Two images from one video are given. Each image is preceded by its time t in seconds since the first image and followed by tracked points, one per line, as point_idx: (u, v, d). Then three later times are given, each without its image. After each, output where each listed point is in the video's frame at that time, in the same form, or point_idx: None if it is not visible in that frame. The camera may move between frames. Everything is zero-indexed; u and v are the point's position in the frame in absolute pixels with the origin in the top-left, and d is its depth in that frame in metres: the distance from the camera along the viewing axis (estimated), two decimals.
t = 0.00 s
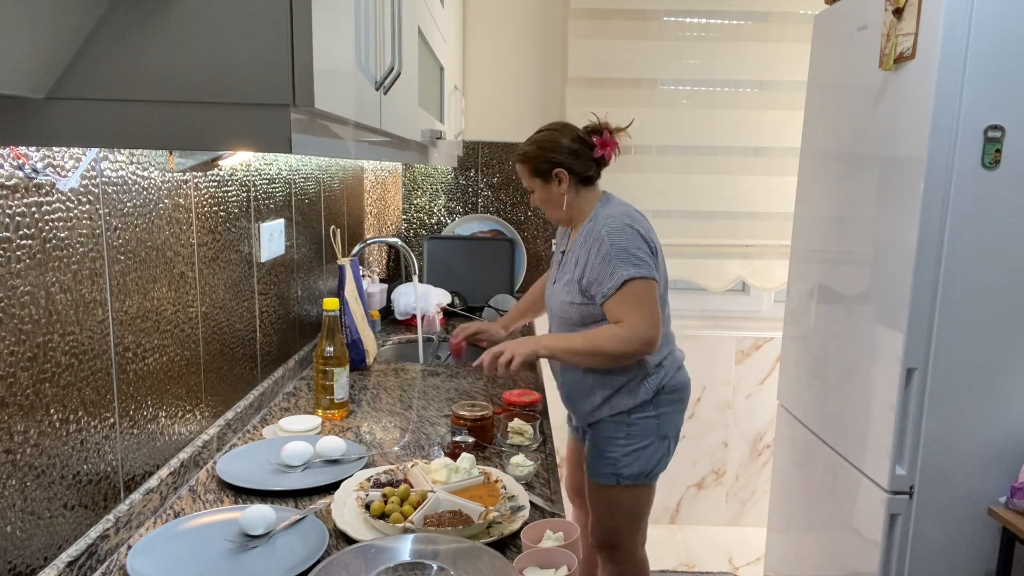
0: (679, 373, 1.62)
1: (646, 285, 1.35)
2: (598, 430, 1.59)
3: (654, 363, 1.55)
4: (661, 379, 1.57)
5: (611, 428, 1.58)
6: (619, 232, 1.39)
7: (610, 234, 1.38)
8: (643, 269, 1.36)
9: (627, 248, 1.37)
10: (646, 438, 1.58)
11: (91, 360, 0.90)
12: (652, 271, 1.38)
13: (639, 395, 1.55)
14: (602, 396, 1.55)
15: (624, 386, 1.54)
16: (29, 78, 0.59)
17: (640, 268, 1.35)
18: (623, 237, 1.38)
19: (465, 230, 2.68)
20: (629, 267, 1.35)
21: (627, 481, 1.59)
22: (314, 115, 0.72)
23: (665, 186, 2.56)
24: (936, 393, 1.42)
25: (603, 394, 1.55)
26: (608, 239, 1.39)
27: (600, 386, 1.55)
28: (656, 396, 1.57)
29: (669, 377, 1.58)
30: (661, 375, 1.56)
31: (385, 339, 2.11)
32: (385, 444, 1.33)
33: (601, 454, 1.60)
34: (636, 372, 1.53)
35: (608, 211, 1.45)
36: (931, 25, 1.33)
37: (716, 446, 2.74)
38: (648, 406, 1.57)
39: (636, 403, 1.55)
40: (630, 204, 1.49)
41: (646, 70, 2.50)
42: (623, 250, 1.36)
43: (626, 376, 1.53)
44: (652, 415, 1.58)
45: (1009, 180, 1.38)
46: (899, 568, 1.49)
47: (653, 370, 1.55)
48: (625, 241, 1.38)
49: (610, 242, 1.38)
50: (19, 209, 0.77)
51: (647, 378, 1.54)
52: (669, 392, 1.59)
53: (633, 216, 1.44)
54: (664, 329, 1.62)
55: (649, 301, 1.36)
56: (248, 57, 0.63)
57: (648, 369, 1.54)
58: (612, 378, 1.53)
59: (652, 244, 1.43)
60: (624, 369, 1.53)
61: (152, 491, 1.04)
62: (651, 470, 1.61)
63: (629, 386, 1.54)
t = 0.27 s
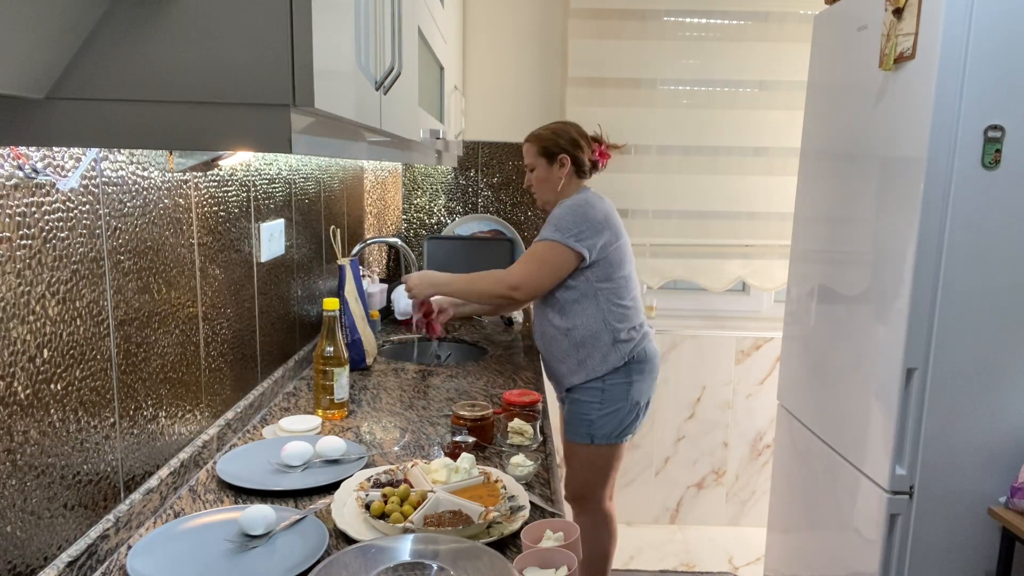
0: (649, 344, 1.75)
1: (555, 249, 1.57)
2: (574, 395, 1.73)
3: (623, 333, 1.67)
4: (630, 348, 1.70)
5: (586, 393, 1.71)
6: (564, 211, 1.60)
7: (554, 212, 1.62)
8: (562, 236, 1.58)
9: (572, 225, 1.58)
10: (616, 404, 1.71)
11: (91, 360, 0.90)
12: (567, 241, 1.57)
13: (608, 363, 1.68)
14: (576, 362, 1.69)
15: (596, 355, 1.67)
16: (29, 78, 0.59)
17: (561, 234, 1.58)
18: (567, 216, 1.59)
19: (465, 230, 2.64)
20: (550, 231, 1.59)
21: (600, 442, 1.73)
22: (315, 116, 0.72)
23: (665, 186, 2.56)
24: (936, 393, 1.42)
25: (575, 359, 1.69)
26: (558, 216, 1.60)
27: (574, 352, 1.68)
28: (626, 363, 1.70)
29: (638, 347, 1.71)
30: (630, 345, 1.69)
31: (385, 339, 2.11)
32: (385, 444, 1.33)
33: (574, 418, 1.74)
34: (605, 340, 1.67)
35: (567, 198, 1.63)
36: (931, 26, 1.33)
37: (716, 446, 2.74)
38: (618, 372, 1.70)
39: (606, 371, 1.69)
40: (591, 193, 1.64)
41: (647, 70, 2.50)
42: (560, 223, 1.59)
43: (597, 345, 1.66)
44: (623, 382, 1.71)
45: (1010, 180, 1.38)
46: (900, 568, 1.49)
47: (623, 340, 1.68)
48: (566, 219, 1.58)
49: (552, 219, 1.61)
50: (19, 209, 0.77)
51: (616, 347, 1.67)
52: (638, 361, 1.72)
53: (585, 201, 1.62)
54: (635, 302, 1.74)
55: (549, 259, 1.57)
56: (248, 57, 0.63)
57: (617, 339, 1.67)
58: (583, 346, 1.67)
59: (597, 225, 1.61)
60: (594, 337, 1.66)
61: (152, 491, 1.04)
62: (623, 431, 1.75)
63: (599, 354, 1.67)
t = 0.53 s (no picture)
0: (654, 351, 1.75)
1: (564, 255, 1.55)
2: (578, 401, 1.73)
3: (629, 341, 1.68)
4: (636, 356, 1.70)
5: (590, 400, 1.72)
6: (575, 217, 1.57)
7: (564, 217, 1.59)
8: (572, 241, 1.55)
9: (582, 232, 1.56)
10: (620, 410, 1.72)
11: (91, 361, 0.90)
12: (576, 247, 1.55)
13: (614, 371, 1.68)
14: (581, 369, 1.69)
15: (602, 363, 1.67)
16: (29, 78, 0.59)
17: (570, 239, 1.55)
18: (576, 222, 1.57)
19: (465, 230, 2.65)
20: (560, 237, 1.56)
21: (604, 447, 1.74)
22: (315, 116, 0.72)
23: (665, 186, 2.56)
24: (936, 393, 1.42)
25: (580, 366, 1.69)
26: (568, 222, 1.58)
27: (580, 359, 1.68)
28: (630, 370, 1.71)
29: (643, 354, 1.72)
30: (635, 353, 1.69)
31: (385, 339, 2.11)
32: (385, 444, 1.33)
33: (578, 424, 1.74)
34: (611, 348, 1.67)
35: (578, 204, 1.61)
36: (931, 26, 1.33)
37: (716, 446, 2.74)
38: (623, 379, 1.71)
39: (611, 378, 1.69)
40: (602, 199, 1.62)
41: (647, 70, 2.50)
42: (571, 229, 1.56)
43: (602, 353, 1.67)
44: (628, 389, 1.72)
45: (1009, 180, 1.38)
46: (899, 568, 1.49)
47: (628, 348, 1.68)
48: (578, 225, 1.56)
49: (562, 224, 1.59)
50: (19, 209, 0.77)
51: (622, 354, 1.68)
52: (642, 368, 1.72)
53: (596, 206, 1.59)
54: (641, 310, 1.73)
55: (557, 269, 1.55)
56: (248, 57, 0.63)
57: (623, 346, 1.67)
58: (589, 353, 1.67)
59: (607, 231, 1.59)
60: (600, 345, 1.66)
61: (152, 491, 1.04)
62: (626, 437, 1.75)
63: (605, 362, 1.67)
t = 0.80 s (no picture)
0: (652, 351, 1.74)
1: (570, 257, 1.56)
2: (576, 400, 1.74)
3: (625, 339, 1.67)
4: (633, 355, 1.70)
5: (587, 399, 1.72)
6: (572, 217, 1.58)
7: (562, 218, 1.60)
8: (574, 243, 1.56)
9: (583, 234, 1.56)
10: (617, 408, 1.72)
11: (91, 360, 0.90)
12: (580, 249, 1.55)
13: (610, 369, 1.68)
14: (578, 368, 1.70)
15: (598, 362, 1.68)
16: (29, 78, 0.59)
17: (572, 241, 1.56)
18: (574, 222, 1.57)
19: (464, 230, 2.65)
20: (561, 241, 1.56)
21: (601, 446, 1.74)
22: (314, 116, 0.72)
23: (665, 185, 2.57)
24: (936, 393, 1.42)
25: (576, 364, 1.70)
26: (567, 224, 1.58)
27: (576, 357, 1.70)
28: (627, 369, 1.70)
29: (641, 353, 1.71)
30: (632, 352, 1.69)
31: (385, 339, 2.11)
32: (385, 444, 1.33)
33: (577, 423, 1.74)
34: (607, 346, 1.67)
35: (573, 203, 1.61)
36: (931, 26, 1.33)
37: (716, 446, 2.74)
38: (620, 378, 1.70)
39: (608, 377, 1.69)
40: (596, 197, 1.62)
41: (647, 70, 2.50)
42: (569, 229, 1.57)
43: (598, 351, 1.67)
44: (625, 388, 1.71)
45: (1009, 180, 1.38)
46: (900, 569, 1.49)
47: (624, 346, 1.67)
48: (575, 224, 1.57)
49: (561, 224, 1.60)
50: (19, 209, 0.77)
51: (617, 353, 1.68)
52: (639, 367, 1.71)
53: (591, 206, 1.59)
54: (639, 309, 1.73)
55: (573, 273, 1.56)
56: (247, 57, 0.64)
57: (618, 345, 1.67)
58: (585, 352, 1.68)
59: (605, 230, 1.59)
60: (595, 343, 1.67)
61: (152, 491, 1.04)
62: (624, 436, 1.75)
63: (601, 360, 1.68)
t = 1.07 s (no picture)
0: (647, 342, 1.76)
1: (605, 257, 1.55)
2: (575, 396, 1.74)
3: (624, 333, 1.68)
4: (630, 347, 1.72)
5: (587, 393, 1.72)
6: (583, 220, 1.57)
7: (571, 221, 1.58)
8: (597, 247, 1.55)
9: (603, 230, 1.56)
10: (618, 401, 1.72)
11: (91, 360, 0.90)
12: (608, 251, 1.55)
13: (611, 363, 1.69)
14: (579, 363, 1.70)
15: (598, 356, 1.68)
16: (30, 78, 0.59)
17: (596, 245, 1.55)
18: (586, 222, 1.57)
19: (465, 230, 2.67)
20: (586, 243, 1.55)
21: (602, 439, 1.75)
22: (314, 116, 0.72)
23: (665, 185, 2.56)
24: (936, 393, 1.42)
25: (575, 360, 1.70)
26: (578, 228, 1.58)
27: (575, 353, 1.70)
28: (627, 362, 1.72)
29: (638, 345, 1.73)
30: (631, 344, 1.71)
31: (385, 339, 2.11)
32: (385, 444, 1.33)
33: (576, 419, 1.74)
34: (605, 340, 1.67)
35: (576, 205, 1.61)
36: (932, 26, 1.33)
37: (716, 446, 2.74)
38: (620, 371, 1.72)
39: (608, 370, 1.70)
40: (596, 196, 1.63)
41: (647, 70, 2.50)
42: (584, 233, 1.56)
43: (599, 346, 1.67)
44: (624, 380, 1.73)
45: (1009, 180, 1.38)
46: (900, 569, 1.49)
47: (624, 339, 1.68)
48: (591, 228, 1.56)
49: (572, 226, 1.58)
50: (19, 209, 0.77)
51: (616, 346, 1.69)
52: (638, 360, 1.73)
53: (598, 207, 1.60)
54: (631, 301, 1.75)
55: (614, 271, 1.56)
56: (248, 57, 0.64)
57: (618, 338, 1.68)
58: (586, 346, 1.68)
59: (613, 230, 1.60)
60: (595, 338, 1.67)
61: (152, 491, 1.04)
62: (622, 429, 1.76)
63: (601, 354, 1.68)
